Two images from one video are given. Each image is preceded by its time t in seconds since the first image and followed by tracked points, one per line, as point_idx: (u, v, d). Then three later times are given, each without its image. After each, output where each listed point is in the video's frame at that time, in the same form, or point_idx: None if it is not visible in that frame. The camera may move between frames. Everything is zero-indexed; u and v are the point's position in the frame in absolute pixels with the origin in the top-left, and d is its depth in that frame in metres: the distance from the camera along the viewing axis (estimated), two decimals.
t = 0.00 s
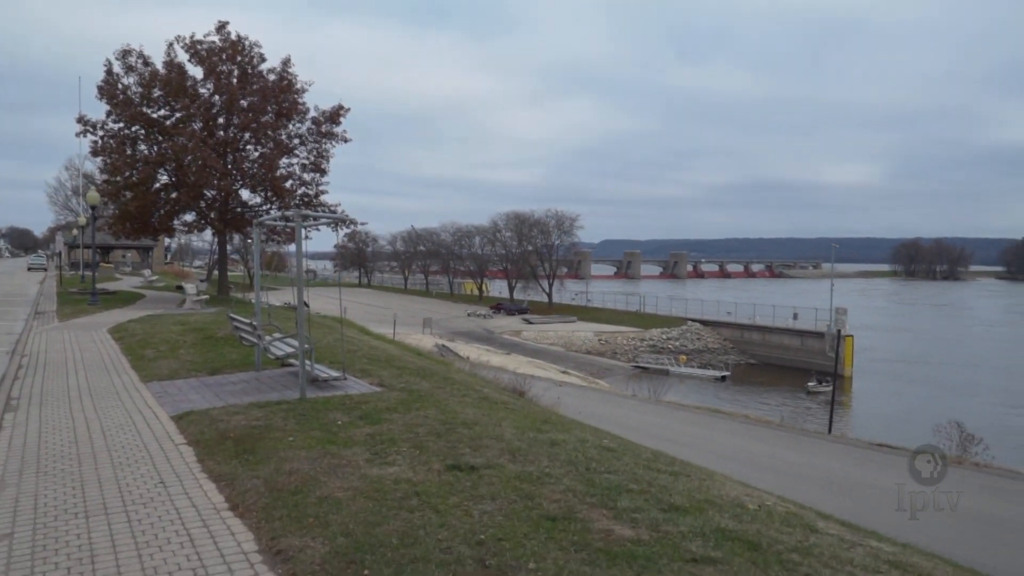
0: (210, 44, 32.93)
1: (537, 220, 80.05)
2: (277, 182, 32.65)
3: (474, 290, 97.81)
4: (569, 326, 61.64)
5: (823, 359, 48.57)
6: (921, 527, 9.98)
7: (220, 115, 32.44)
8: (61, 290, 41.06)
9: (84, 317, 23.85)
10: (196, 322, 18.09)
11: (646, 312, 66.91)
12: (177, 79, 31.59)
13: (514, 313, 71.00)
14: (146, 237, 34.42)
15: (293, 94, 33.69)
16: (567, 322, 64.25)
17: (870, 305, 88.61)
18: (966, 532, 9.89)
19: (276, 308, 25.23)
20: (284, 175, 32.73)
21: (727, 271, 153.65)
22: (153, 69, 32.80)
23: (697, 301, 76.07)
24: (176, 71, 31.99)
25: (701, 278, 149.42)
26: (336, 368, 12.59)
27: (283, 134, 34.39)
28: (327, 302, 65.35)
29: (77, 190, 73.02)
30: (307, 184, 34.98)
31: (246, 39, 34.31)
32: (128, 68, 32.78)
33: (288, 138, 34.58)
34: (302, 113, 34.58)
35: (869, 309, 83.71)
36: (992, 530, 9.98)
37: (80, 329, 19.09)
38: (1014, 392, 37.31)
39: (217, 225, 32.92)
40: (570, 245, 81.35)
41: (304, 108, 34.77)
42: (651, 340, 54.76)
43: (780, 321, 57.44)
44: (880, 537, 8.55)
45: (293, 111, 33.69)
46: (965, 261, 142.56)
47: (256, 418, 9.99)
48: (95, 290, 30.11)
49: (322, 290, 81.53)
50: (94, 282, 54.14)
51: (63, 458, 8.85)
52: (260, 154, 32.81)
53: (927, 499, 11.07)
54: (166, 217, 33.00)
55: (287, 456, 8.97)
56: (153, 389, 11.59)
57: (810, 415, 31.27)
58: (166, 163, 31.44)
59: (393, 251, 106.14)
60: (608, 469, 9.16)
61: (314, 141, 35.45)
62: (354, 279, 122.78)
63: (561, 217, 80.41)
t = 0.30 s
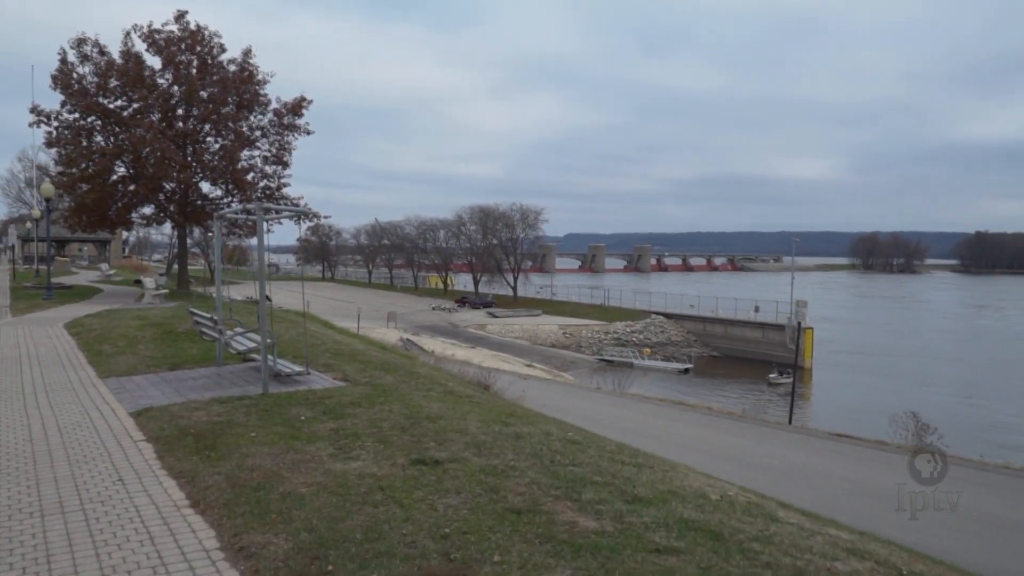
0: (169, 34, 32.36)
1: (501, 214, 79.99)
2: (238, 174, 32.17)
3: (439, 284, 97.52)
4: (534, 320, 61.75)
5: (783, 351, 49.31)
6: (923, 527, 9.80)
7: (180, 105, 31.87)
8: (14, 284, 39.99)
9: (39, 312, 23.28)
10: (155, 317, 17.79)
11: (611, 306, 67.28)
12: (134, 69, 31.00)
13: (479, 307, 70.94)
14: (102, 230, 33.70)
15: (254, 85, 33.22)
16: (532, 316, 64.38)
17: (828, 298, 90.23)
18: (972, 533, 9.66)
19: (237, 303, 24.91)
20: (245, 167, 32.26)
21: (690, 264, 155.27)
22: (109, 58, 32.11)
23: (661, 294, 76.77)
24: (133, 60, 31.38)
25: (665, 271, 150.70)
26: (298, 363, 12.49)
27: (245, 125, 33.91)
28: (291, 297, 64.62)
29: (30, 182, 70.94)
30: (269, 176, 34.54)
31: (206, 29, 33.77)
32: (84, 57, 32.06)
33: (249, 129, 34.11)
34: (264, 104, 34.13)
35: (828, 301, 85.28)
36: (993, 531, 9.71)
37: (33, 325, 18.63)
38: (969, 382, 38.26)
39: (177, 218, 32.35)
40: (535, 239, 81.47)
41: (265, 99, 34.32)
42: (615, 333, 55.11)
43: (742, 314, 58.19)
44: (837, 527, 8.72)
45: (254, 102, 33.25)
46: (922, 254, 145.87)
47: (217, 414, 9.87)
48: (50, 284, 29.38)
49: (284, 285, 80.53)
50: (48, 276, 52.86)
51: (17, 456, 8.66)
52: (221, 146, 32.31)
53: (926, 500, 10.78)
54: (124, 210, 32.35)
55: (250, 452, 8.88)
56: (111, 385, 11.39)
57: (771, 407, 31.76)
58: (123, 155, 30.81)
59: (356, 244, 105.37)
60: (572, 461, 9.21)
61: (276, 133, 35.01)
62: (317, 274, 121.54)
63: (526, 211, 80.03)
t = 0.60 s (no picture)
0: (127, 24, 31.74)
1: (468, 209, 79.80)
2: (200, 168, 31.68)
3: (405, 279, 97.11)
4: (501, 315, 61.79)
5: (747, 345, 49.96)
6: (924, 527, 9.68)
7: (139, 98, 31.28)
8: None
9: None
10: (115, 313, 17.48)
11: (578, 301, 67.59)
12: (92, 60, 30.36)
13: (446, 302, 70.81)
14: (59, 225, 32.94)
15: (216, 77, 32.73)
16: (499, 311, 64.42)
17: (790, 292, 91.76)
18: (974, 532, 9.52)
19: (199, 298, 24.57)
20: (207, 161, 31.77)
21: (656, 259, 156.70)
22: (66, 49, 31.40)
23: (626, 289, 77.38)
24: (91, 51, 30.72)
25: (631, 266, 151.88)
26: (263, 359, 12.38)
27: (206, 118, 33.38)
28: (255, 292, 63.84)
29: None
30: (231, 170, 34.06)
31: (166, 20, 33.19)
32: (39, 48, 31.28)
33: (211, 122, 33.58)
34: (226, 97, 33.64)
35: (790, 295, 86.73)
36: (992, 531, 9.58)
37: None
38: (927, 374, 39.14)
39: (137, 212, 31.76)
40: (501, 234, 81.53)
41: (227, 92, 33.84)
42: (581, 327, 55.37)
43: (706, 309, 58.87)
44: (800, 518, 8.86)
45: (216, 95, 32.73)
46: (880, 249, 148.88)
47: (179, 411, 9.74)
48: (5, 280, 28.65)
49: (246, 280, 79.56)
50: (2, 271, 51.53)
51: None
52: (182, 139, 31.78)
53: (926, 499, 10.71)
54: (82, 204, 31.66)
55: (213, 450, 8.78)
56: (69, 383, 11.17)
57: (734, 400, 32.18)
58: (80, 148, 30.13)
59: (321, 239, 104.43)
60: (538, 456, 9.24)
61: (239, 127, 34.54)
62: (282, 268, 120.27)
63: (492, 206, 79.98)
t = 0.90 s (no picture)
0: (87, 15, 31.17)
1: (436, 204, 79.46)
2: (163, 162, 31.16)
3: (372, 274, 96.56)
4: (470, 311, 61.72)
5: (714, 340, 50.51)
6: (923, 526, 9.55)
7: (100, 90, 30.70)
8: None
9: None
10: (76, 310, 17.16)
11: (546, 296, 67.76)
12: (50, 51, 29.76)
13: (414, 298, 70.58)
14: (17, 220, 32.18)
15: (179, 70, 32.23)
16: (468, 306, 64.34)
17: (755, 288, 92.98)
18: (974, 531, 9.39)
19: (162, 295, 24.21)
20: (171, 155, 31.25)
21: (624, 255, 157.74)
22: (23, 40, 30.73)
23: (594, 285, 77.78)
24: (49, 42, 30.11)
25: (599, 262, 152.71)
26: (228, 356, 12.25)
27: (169, 112, 32.85)
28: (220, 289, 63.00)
29: None
30: (195, 165, 33.56)
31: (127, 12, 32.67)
32: None
33: (175, 116, 33.06)
34: (190, 90, 33.15)
35: (754, 291, 87.93)
36: (995, 531, 9.45)
37: None
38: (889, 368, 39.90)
39: (98, 207, 31.13)
40: (469, 230, 81.42)
41: (191, 85, 33.35)
42: (549, 322, 55.52)
43: (674, 304, 59.37)
44: (765, 511, 8.97)
45: (179, 88, 32.21)
46: (843, 245, 151.34)
47: (142, 409, 9.60)
48: None
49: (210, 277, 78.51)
50: None
51: None
52: (144, 133, 31.23)
53: (925, 499, 10.61)
54: (41, 199, 30.97)
55: (177, 448, 8.66)
56: (28, 381, 10.95)
57: (701, 394, 32.52)
58: (39, 141, 29.46)
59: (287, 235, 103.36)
60: (507, 451, 9.25)
61: (203, 121, 34.04)
62: (248, 264, 118.89)
63: (460, 201, 79.80)
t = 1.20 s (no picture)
0: (53, 9, 30.66)
1: (410, 201, 78.89)
2: (132, 159, 30.66)
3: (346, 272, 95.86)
4: (444, 308, 61.55)
5: (688, 336, 50.86)
6: (922, 526, 9.50)
7: (66, 85, 30.18)
8: None
9: None
10: (42, 309, 16.87)
11: (521, 294, 67.79)
12: (14, 45, 29.21)
13: (388, 296, 70.23)
14: None
15: (148, 65, 31.75)
16: (442, 304, 64.13)
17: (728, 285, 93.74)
18: (972, 530, 9.37)
19: (131, 294, 23.82)
20: (139, 151, 30.77)
21: (598, 252, 158.20)
22: None
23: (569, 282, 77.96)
24: (13, 36, 29.56)
25: (573, 260, 153.01)
26: (199, 355, 12.12)
27: (138, 107, 32.36)
28: (190, 287, 62.20)
29: None
30: (165, 161, 33.09)
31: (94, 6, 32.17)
32: None
33: (144, 111, 32.57)
34: (159, 85, 32.67)
35: (726, 288, 88.67)
36: (995, 531, 9.39)
37: None
38: (860, 363, 40.48)
39: (65, 204, 30.57)
40: (443, 227, 81.07)
41: (160, 80, 32.88)
42: (524, 320, 55.54)
43: (648, 301, 59.63)
44: (738, 505, 9.06)
45: (148, 83, 31.72)
46: (814, 242, 152.99)
47: (111, 409, 9.47)
48: None
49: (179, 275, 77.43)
50: None
51: None
52: (112, 129, 30.71)
53: (925, 498, 10.55)
54: (5, 195, 30.35)
55: (146, 448, 8.56)
56: None
57: (675, 391, 32.71)
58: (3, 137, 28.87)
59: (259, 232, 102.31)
60: (481, 449, 9.25)
61: (172, 117, 33.59)
62: (219, 262, 117.51)
63: (434, 199, 79.38)
